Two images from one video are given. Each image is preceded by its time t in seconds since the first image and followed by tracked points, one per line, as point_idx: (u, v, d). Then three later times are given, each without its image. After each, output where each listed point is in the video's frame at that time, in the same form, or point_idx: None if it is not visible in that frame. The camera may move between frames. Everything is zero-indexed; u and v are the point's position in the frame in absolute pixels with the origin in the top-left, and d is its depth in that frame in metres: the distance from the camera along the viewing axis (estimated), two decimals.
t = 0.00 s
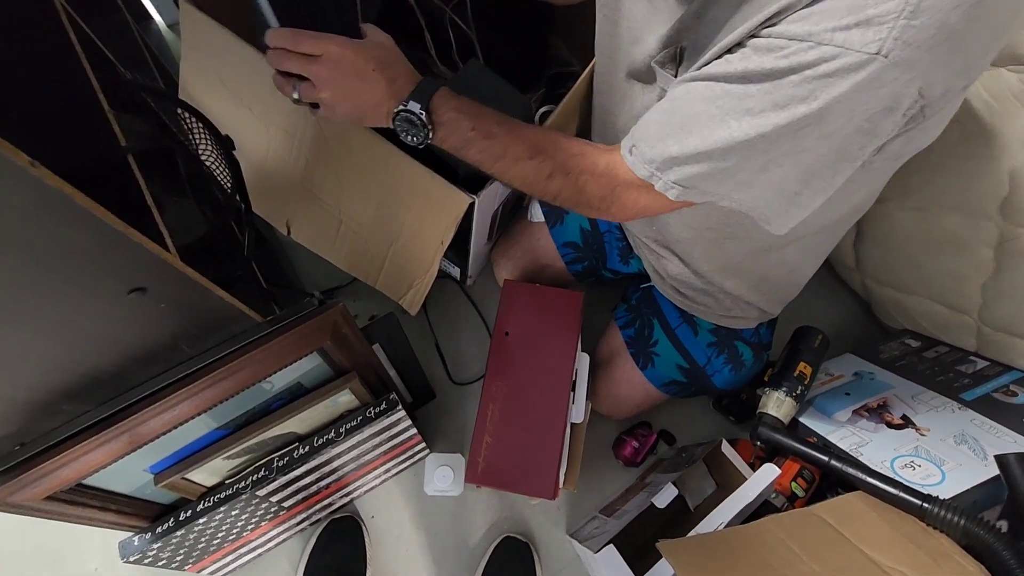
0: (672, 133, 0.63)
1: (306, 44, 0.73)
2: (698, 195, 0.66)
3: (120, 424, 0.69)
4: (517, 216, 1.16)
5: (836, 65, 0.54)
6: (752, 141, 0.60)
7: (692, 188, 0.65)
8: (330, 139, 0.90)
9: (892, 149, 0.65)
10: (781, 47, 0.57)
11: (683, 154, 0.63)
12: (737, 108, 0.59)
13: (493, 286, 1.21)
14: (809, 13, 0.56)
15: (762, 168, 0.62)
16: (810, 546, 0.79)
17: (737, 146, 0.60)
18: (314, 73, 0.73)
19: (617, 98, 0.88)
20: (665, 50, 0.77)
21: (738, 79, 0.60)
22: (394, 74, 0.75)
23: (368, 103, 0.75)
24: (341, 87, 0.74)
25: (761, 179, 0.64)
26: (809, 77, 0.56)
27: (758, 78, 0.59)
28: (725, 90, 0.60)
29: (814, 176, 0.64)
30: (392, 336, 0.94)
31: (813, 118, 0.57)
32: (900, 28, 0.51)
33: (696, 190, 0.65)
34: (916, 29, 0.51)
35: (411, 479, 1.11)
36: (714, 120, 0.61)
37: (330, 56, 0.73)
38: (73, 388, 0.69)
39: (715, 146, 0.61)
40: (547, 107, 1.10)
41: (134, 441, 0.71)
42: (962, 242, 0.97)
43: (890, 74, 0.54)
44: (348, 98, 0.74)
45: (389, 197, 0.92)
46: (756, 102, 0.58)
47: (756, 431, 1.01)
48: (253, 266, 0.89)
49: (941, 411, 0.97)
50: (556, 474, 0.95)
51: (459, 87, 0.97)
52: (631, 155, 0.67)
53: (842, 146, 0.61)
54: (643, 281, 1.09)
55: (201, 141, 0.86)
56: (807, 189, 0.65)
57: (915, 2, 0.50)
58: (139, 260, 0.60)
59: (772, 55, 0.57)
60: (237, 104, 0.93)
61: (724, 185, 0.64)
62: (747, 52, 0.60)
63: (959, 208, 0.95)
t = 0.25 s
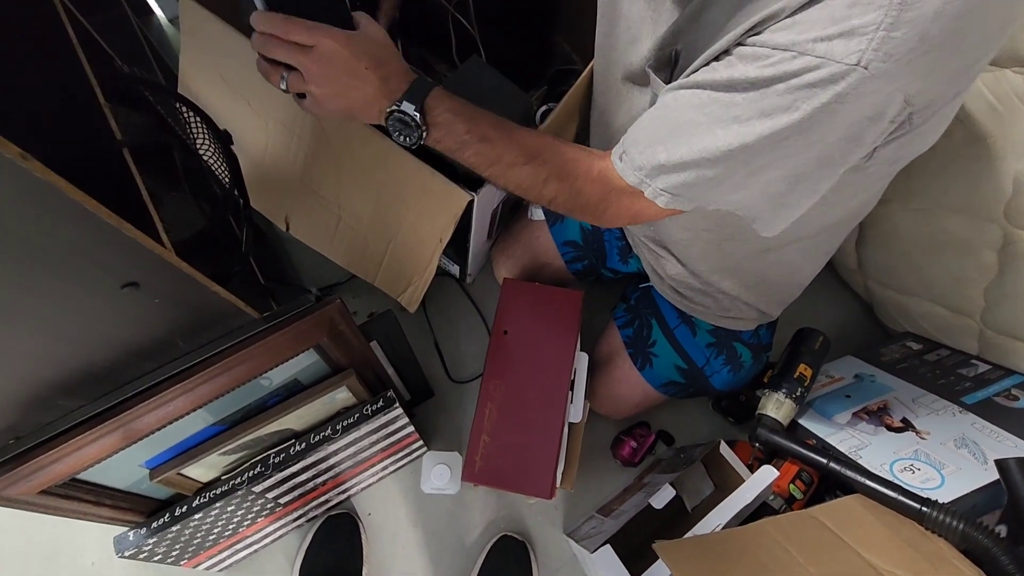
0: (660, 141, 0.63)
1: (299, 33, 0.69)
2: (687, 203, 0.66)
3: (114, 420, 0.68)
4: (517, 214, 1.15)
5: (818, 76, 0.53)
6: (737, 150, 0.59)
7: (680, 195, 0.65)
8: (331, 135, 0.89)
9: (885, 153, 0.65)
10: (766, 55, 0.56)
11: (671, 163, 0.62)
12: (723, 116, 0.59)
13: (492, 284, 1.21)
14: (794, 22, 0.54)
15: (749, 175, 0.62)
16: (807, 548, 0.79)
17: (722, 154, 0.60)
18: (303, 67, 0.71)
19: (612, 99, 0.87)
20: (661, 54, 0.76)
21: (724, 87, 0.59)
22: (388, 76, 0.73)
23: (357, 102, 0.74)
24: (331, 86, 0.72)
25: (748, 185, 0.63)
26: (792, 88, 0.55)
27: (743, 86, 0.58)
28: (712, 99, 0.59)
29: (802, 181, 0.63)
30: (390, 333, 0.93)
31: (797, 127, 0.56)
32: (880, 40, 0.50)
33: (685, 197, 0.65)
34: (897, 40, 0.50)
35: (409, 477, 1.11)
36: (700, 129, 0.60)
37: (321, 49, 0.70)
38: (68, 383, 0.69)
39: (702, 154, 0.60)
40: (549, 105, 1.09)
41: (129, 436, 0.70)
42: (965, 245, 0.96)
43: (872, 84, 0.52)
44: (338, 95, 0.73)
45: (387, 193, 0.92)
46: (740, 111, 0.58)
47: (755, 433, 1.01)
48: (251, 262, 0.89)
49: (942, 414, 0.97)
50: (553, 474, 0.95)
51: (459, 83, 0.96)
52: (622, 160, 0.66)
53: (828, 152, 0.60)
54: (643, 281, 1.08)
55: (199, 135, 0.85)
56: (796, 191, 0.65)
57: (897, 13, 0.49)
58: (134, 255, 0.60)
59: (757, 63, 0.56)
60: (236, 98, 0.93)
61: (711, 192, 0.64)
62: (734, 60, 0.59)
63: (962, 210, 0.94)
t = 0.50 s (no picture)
0: (678, 149, 0.62)
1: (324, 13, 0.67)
2: (707, 212, 0.66)
3: (114, 415, 0.68)
4: (520, 213, 1.15)
5: (841, 78, 0.53)
6: (761, 156, 0.59)
7: (700, 205, 0.64)
8: (333, 132, 0.89)
9: (903, 157, 0.65)
10: (787, 58, 0.56)
11: (691, 172, 0.62)
12: (744, 123, 0.59)
13: (494, 283, 1.20)
14: (813, 25, 0.55)
15: (769, 182, 0.62)
16: (807, 549, 0.79)
17: (744, 161, 0.59)
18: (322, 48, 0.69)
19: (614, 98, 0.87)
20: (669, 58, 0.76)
21: (742, 92, 0.59)
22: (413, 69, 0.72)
23: (375, 91, 0.72)
24: (349, 73, 0.71)
25: (768, 193, 0.63)
26: (814, 90, 0.55)
27: (763, 92, 0.57)
28: (732, 105, 0.59)
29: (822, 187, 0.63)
30: (391, 331, 0.93)
31: (819, 130, 0.56)
32: (906, 38, 0.50)
33: (705, 207, 0.65)
34: (922, 37, 0.50)
35: (409, 475, 1.11)
36: (719, 135, 0.60)
37: (347, 33, 0.68)
38: (69, 378, 0.69)
39: (724, 161, 0.60)
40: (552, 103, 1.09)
41: (129, 431, 0.70)
42: (970, 246, 0.95)
43: (897, 85, 0.52)
44: (357, 83, 0.71)
45: (390, 191, 0.91)
46: (761, 116, 0.58)
47: (756, 433, 1.01)
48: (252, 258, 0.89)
49: (944, 416, 0.96)
50: (553, 473, 0.94)
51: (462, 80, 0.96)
52: (638, 169, 0.66)
53: (850, 158, 0.59)
54: (645, 280, 1.08)
55: (201, 131, 0.85)
56: (816, 199, 0.64)
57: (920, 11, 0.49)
58: (135, 249, 0.60)
59: (778, 67, 0.56)
60: (240, 95, 0.93)
61: (731, 201, 0.64)
62: (753, 64, 0.59)
63: (966, 210, 0.93)
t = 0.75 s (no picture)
0: (699, 160, 0.62)
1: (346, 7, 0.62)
2: (727, 223, 0.66)
3: (122, 413, 0.69)
4: (522, 213, 1.15)
5: (870, 90, 0.53)
6: (785, 167, 0.59)
7: (720, 216, 0.65)
8: (337, 133, 0.90)
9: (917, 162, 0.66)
10: (813, 68, 0.56)
11: (712, 182, 0.62)
12: (767, 134, 0.59)
13: (497, 284, 1.21)
14: (840, 35, 0.55)
15: (789, 193, 0.62)
16: (809, 548, 0.79)
17: (768, 173, 0.60)
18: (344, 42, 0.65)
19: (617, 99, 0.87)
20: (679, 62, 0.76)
21: (765, 103, 0.59)
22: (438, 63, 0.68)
23: (397, 84, 0.69)
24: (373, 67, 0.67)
25: (788, 202, 0.63)
26: (841, 101, 0.55)
27: (788, 102, 0.58)
28: (756, 116, 0.59)
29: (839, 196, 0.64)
30: (395, 331, 0.93)
31: (845, 140, 0.56)
32: (937, 49, 0.50)
33: (725, 218, 0.65)
34: (952, 49, 0.50)
35: (412, 475, 1.11)
36: (742, 146, 0.60)
37: (369, 24, 0.63)
38: (76, 377, 0.69)
39: (747, 172, 0.60)
40: (555, 103, 1.09)
41: (135, 430, 0.71)
42: (972, 247, 0.95)
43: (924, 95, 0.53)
44: (378, 75, 0.67)
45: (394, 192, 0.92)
46: (786, 127, 0.58)
47: (758, 434, 1.01)
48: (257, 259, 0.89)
49: (946, 417, 0.96)
50: (556, 472, 0.95)
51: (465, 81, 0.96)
52: (657, 180, 0.66)
53: (869, 165, 0.60)
54: (647, 281, 1.08)
55: (207, 132, 0.85)
56: (832, 207, 0.65)
57: (952, 24, 0.49)
58: (142, 249, 0.60)
59: (803, 77, 0.57)
60: (245, 96, 0.93)
61: (751, 211, 0.64)
62: (777, 74, 0.59)
63: (967, 211, 0.93)
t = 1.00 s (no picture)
0: (752, 190, 0.65)
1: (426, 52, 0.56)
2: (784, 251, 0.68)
3: (131, 418, 0.69)
4: (525, 214, 1.15)
5: (924, 128, 0.54)
6: (838, 200, 0.60)
7: (775, 245, 0.67)
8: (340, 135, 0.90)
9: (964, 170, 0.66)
10: (867, 104, 0.57)
11: (765, 212, 0.64)
12: (821, 168, 0.60)
13: (499, 285, 1.21)
14: (898, 70, 0.55)
15: (843, 223, 0.64)
16: (813, 547, 0.80)
17: (821, 204, 0.61)
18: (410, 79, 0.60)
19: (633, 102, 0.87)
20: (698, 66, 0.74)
21: (818, 136, 0.60)
22: (502, 88, 0.65)
23: (463, 117, 0.66)
24: (437, 100, 0.63)
25: (840, 230, 0.65)
26: (895, 137, 0.56)
27: (841, 138, 0.59)
28: (812, 148, 0.61)
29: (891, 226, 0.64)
30: (400, 333, 0.94)
31: (896, 174, 0.57)
32: (994, 89, 0.50)
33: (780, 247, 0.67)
34: (1009, 88, 0.50)
35: (416, 475, 1.12)
36: (797, 179, 0.62)
37: (439, 65, 0.58)
38: (85, 383, 0.69)
39: (800, 205, 0.62)
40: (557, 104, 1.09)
41: (144, 435, 0.71)
42: (973, 246, 0.96)
43: (980, 131, 0.53)
44: (445, 106, 0.64)
45: (398, 194, 0.92)
46: (839, 161, 0.59)
47: (761, 433, 1.02)
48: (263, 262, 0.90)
49: (948, 414, 0.97)
50: (561, 472, 0.95)
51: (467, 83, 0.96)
52: (714, 207, 0.69)
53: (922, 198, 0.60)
54: (650, 281, 1.09)
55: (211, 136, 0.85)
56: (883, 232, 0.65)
57: (1011, 63, 0.49)
58: (152, 255, 0.61)
59: (855, 111, 0.58)
60: (248, 99, 0.93)
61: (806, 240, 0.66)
62: (829, 106, 0.60)
63: (968, 211, 0.94)
